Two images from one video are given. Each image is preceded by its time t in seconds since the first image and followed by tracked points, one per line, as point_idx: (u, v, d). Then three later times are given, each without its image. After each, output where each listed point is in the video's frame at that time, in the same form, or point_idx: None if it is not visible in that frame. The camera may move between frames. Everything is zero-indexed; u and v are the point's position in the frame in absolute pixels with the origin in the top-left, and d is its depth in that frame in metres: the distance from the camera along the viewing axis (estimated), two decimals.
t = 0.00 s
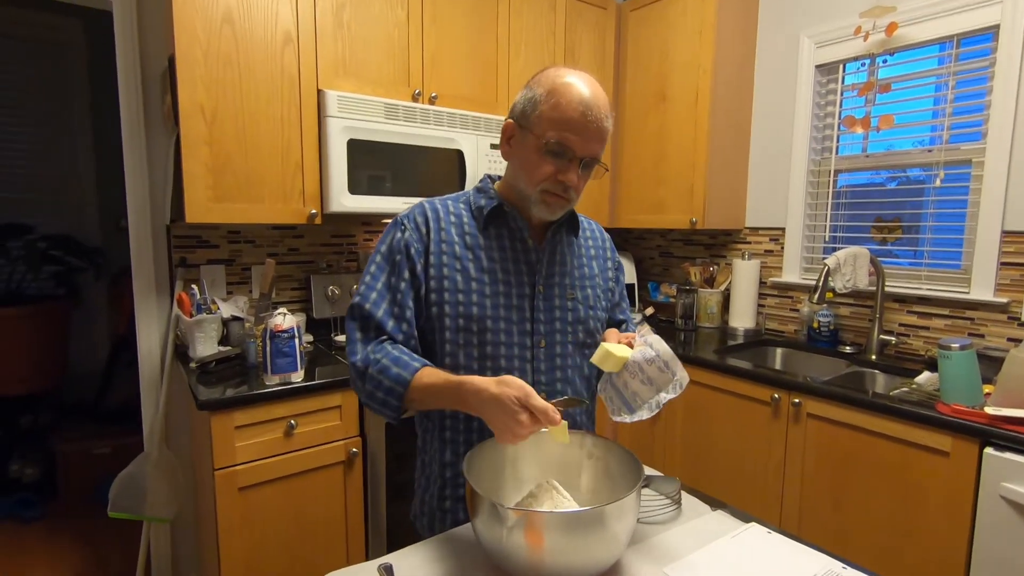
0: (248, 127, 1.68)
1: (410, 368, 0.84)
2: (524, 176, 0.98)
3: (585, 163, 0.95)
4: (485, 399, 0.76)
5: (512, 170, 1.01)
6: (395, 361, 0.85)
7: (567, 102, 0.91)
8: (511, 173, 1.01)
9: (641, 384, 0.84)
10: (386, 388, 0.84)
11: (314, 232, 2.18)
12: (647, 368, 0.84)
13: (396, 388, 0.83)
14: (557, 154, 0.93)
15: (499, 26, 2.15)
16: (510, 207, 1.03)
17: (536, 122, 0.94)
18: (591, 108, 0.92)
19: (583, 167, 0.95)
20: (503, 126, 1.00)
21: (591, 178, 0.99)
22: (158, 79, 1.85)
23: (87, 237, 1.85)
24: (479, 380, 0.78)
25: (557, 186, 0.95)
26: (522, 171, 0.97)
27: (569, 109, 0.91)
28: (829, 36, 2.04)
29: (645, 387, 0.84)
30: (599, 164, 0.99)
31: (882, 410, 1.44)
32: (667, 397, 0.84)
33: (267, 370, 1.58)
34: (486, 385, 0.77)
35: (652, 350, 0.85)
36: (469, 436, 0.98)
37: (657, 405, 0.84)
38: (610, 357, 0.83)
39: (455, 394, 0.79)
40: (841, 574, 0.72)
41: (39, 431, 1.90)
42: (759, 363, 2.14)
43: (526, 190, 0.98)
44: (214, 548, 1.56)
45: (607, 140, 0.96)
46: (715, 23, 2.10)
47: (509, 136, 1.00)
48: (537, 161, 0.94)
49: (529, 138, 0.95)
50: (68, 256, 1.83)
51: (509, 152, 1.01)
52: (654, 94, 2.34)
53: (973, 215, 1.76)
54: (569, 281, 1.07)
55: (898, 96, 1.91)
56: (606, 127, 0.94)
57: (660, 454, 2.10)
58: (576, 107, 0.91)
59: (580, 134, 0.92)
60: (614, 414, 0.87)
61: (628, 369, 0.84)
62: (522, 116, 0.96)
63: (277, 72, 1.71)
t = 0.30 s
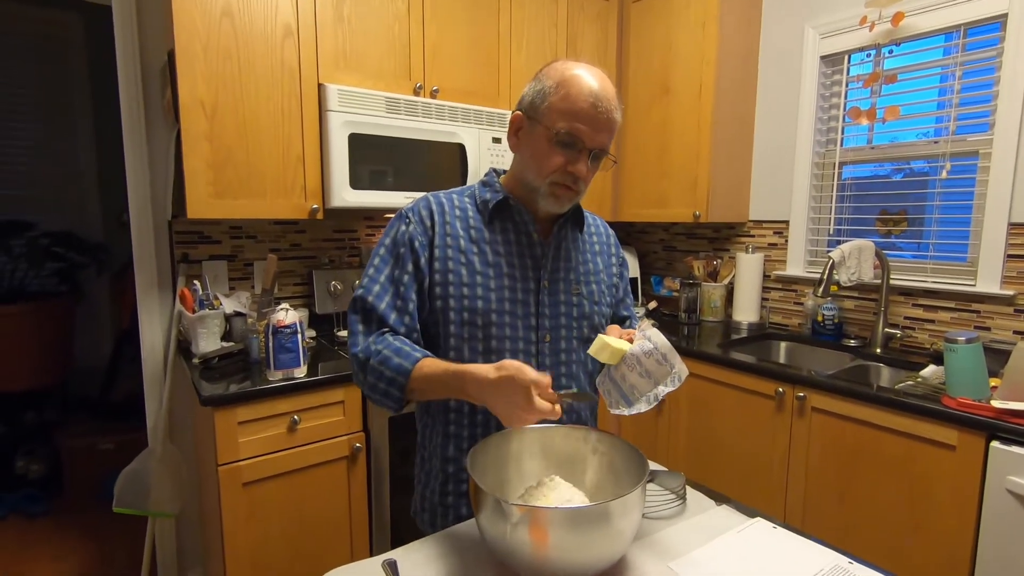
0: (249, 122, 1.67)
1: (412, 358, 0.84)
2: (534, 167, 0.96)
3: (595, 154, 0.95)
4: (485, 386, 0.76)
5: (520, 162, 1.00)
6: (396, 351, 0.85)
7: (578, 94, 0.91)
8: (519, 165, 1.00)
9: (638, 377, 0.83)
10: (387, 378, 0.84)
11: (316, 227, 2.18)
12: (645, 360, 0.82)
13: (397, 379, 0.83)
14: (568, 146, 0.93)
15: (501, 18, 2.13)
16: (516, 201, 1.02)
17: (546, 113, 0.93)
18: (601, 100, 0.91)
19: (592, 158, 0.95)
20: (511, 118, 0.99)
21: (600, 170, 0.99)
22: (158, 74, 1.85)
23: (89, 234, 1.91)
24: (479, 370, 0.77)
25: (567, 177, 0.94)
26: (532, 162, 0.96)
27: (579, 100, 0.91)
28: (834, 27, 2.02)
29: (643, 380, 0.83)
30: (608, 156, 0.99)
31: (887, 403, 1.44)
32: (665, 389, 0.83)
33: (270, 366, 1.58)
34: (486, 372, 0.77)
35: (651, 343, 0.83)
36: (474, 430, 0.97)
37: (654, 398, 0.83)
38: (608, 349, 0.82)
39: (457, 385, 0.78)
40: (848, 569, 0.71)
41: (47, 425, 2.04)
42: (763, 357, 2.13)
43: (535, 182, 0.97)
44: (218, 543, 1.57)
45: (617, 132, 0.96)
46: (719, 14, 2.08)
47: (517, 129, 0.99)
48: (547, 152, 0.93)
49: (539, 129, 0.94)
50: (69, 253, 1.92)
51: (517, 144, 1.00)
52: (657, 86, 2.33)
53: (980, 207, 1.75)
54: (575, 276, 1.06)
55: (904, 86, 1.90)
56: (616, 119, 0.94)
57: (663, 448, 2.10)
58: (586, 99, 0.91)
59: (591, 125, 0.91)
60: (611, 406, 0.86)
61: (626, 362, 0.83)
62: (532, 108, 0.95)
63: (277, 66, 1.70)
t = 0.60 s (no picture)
0: (251, 118, 1.67)
1: (431, 350, 0.85)
2: (533, 159, 0.96)
3: (594, 142, 0.94)
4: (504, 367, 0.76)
5: (519, 156, 1.00)
6: (415, 345, 0.86)
7: (572, 81, 0.91)
8: (519, 159, 1.00)
9: (611, 369, 0.75)
10: (408, 371, 0.84)
11: (318, 222, 2.18)
12: (623, 354, 0.75)
13: (418, 371, 0.84)
14: (566, 135, 0.93)
15: (503, 12, 2.13)
16: (517, 196, 1.01)
17: (542, 104, 0.93)
18: (597, 86, 0.91)
19: (591, 145, 0.94)
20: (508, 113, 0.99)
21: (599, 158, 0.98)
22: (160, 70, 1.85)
23: (91, 229, 1.87)
24: (506, 351, 0.77)
25: (567, 166, 0.94)
26: (531, 155, 0.96)
27: (574, 88, 0.91)
28: (838, 21, 2.01)
29: (615, 372, 0.75)
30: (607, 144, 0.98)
31: (890, 399, 1.43)
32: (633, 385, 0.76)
33: (273, 361, 1.58)
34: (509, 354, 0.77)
35: (634, 337, 0.75)
36: (478, 426, 0.97)
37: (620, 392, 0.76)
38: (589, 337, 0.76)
39: (475, 378, 0.79)
40: (852, 565, 0.71)
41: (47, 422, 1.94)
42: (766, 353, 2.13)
43: (535, 173, 0.96)
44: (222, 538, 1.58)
45: (614, 119, 0.96)
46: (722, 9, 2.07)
47: (515, 124, 0.99)
48: (546, 142, 0.93)
49: (537, 121, 0.94)
50: (74, 248, 1.85)
51: (516, 138, 1.00)
52: (659, 81, 2.32)
53: (984, 202, 1.74)
54: (577, 271, 1.06)
55: (910, 81, 1.88)
56: (612, 105, 0.94)
57: (666, 444, 2.10)
58: (582, 86, 0.91)
59: (588, 112, 0.91)
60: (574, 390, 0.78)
61: (604, 352, 0.75)
62: (527, 101, 0.95)
63: (279, 62, 1.70)
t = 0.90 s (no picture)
0: (247, 109, 1.65)
1: (432, 345, 0.84)
2: (529, 148, 0.95)
3: (591, 128, 0.93)
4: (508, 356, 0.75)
5: (515, 146, 0.98)
6: (415, 340, 0.85)
7: (567, 68, 0.90)
8: (515, 149, 0.98)
9: (605, 361, 0.74)
10: (408, 366, 0.83)
11: (316, 214, 2.17)
12: (617, 346, 0.73)
13: (418, 366, 0.83)
14: (562, 122, 0.92)
15: (503, 3, 2.11)
16: (514, 188, 1.00)
17: (537, 92, 0.92)
18: (592, 72, 0.90)
19: (588, 132, 0.93)
20: (504, 103, 0.99)
21: (596, 145, 0.97)
22: (155, 58, 1.83)
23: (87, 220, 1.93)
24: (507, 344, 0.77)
25: (564, 154, 0.93)
26: (527, 143, 0.95)
27: (570, 75, 0.90)
28: (841, 13, 1.99)
29: (610, 365, 0.74)
30: (604, 131, 0.97)
31: (890, 394, 1.43)
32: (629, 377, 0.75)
33: (270, 354, 1.57)
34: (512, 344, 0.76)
35: (628, 328, 0.74)
36: (477, 420, 0.96)
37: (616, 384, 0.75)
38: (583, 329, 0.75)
39: (476, 373, 0.78)
40: (853, 560, 0.70)
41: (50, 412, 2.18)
42: (765, 348, 2.13)
43: (532, 161, 0.95)
44: (220, 532, 1.57)
45: (610, 105, 0.95)
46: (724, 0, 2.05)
47: (511, 113, 0.98)
48: (542, 130, 0.92)
49: (532, 109, 0.93)
50: (69, 240, 1.97)
51: (513, 128, 0.99)
52: (660, 73, 2.30)
53: (985, 196, 1.73)
54: (576, 263, 1.05)
55: (912, 74, 1.87)
56: (608, 91, 0.93)
57: (665, 438, 2.10)
58: (578, 72, 0.90)
59: (584, 98, 0.90)
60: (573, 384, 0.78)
61: (598, 344, 0.74)
62: (523, 90, 0.94)
63: (276, 52, 1.68)
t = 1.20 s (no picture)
0: (244, 101, 1.64)
1: (431, 342, 0.83)
2: (527, 141, 0.94)
3: (589, 122, 0.93)
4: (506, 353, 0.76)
5: (513, 139, 0.98)
6: (413, 337, 0.84)
7: (566, 60, 0.89)
8: (513, 142, 0.98)
9: (606, 357, 0.72)
10: (406, 363, 0.83)
11: (314, 208, 2.16)
12: (617, 341, 0.71)
13: (416, 363, 0.82)
14: (561, 116, 0.91)
15: None
16: (511, 182, 1.00)
17: (536, 85, 0.91)
18: (591, 65, 0.90)
19: (586, 126, 0.93)
20: (503, 96, 0.98)
21: (595, 139, 0.97)
22: (151, 49, 1.81)
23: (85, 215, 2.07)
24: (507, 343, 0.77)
25: (563, 148, 0.92)
26: (525, 137, 0.94)
27: (569, 67, 0.89)
28: (842, 6, 1.98)
29: (611, 360, 0.72)
30: (602, 124, 0.96)
31: (887, 389, 1.43)
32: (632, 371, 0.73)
33: (268, 348, 1.57)
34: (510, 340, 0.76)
35: (626, 322, 0.71)
36: (474, 415, 0.96)
37: (620, 378, 0.73)
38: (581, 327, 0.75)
39: (475, 370, 0.78)
40: (849, 553, 0.71)
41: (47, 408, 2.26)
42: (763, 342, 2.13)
43: (529, 155, 0.95)
44: (217, 526, 1.58)
45: (609, 99, 0.94)
46: None
47: (509, 106, 0.97)
48: (541, 123, 0.91)
49: (531, 102, 0.92)
50: (64, 233, 2.09)
51: (510, 121, 0.98)
52: (659, 67, 2.29)
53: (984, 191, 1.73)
54: (573, 257, 1.05)
55: (911, 68, 1.86)
56: (608, 84, 0.92)
57: (662, 433, 2.11)
58: (577, 65, 0.89)
59: (583, 92, 0.90)
60: (576, 381, 0.77)
61: (597, 341, 0.72)
62: (521, 83, 0.94)
63: (272, 44, 1.66)
